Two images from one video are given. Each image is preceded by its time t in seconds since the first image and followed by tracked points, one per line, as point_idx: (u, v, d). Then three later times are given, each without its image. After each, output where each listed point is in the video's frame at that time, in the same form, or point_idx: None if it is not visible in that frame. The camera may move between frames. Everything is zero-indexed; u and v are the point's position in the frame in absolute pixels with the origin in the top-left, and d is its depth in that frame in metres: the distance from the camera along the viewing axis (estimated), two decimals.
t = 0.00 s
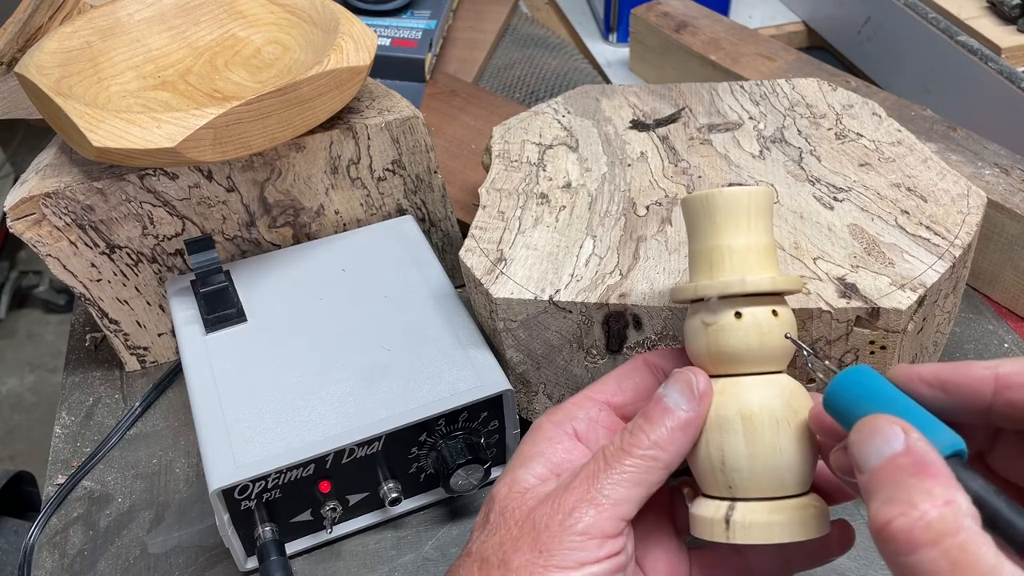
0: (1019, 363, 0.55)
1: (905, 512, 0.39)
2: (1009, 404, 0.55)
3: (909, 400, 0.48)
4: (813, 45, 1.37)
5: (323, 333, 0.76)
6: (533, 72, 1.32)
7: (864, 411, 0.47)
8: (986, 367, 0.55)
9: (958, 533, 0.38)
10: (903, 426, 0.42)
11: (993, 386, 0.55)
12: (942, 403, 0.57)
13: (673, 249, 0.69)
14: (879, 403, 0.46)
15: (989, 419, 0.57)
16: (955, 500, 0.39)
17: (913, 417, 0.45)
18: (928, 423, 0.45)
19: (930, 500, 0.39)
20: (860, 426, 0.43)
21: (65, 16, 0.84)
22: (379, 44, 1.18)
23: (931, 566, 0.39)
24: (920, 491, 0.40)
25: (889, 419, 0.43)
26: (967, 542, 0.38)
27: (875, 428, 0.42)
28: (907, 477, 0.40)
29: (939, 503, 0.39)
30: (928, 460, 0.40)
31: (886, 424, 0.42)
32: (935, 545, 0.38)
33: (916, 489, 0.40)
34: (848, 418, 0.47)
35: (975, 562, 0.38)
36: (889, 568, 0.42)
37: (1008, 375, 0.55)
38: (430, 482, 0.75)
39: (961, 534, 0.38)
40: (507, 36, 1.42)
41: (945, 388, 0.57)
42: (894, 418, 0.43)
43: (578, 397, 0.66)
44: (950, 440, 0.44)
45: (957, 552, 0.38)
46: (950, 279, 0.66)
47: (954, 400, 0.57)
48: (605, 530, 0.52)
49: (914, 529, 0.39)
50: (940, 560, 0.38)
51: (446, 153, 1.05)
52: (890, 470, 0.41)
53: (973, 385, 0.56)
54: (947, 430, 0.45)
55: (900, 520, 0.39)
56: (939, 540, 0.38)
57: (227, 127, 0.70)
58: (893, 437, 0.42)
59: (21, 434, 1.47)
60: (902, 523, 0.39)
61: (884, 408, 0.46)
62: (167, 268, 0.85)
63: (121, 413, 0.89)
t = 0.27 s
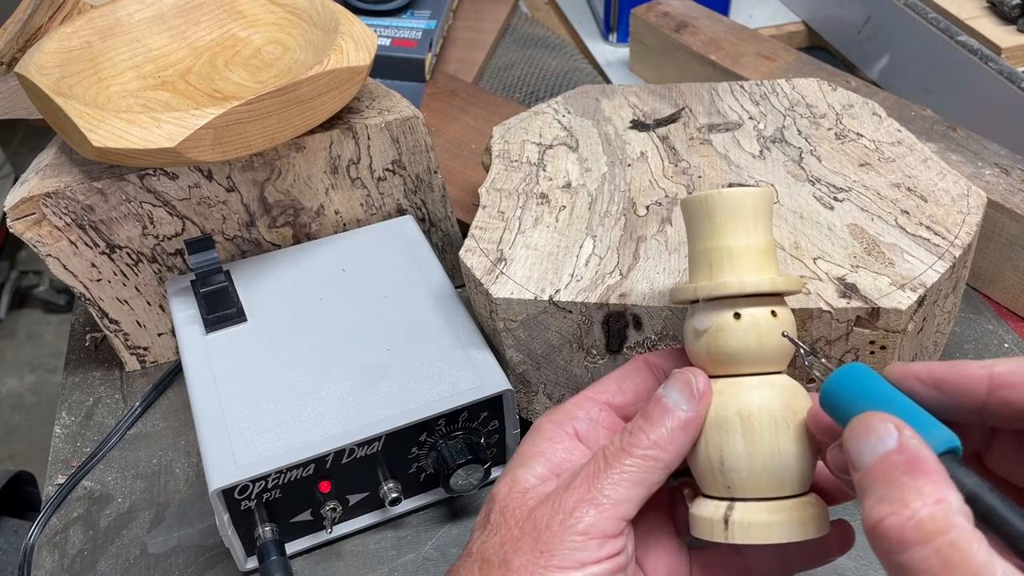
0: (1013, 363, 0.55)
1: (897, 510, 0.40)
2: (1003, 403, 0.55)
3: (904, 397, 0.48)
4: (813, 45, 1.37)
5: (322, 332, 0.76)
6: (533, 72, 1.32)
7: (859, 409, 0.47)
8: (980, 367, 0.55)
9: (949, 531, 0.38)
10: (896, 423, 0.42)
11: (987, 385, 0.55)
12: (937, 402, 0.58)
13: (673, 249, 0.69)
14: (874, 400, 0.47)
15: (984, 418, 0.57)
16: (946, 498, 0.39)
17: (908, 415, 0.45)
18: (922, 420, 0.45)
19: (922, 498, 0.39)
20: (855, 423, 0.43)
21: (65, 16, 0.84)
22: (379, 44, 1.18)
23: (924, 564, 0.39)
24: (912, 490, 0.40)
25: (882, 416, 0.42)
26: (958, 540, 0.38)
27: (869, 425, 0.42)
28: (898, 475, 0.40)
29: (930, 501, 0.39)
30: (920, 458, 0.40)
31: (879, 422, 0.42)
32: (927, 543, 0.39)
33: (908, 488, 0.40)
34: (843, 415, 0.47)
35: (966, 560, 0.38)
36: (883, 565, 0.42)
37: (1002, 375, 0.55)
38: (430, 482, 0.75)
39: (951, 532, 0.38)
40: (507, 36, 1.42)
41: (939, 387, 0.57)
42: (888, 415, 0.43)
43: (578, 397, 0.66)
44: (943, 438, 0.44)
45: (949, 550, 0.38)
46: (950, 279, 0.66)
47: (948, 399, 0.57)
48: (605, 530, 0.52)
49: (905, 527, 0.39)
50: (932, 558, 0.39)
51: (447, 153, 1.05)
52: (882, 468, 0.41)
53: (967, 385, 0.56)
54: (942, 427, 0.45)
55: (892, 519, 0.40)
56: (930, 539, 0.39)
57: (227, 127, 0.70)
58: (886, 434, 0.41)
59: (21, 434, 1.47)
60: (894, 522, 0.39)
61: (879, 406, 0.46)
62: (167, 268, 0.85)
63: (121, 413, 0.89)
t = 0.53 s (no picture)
0: (1017, 362, 0.55)
1: (899, 508, 0.39)
2: (1005, 402, 0.55)
3: (906, 394, 0.48)
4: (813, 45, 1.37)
5: (323, 332, 0.76)
6: (533, 72, 1.32)
7: (861, 406, 0.47)
8: (983, 366, 0.55)
9: (952, 529, 0.38)
10: (899, 421, 0.42)
11: (990, 384, 0.55)
12: (938, 400, 0.58)
13: (673, 249, 0.69)
14: (876, 397, 0.47)
15: (986, 417, 0.57)
16: (949, 496, 0.39)
17: (910, 412, 0.46)
18: (924, 418, 0.45)
19: (924, 496, 0.39)
20: (857, 420, 0.43)
21: (65, 16, 0.85)
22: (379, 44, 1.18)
23: (926, 563, 0.39)
24: (914, 488, 0.40)
25: (884, 414, 0.42)
26: (961, 538, 0.38)
27: (872, 423, 0.42)
28: (901, 473, 0.40)
29: (933, 498, 0.39)
30: (923, 456, 0.40)
31: (882, 419, 0.42)
32: (930, 541, 0.39)
33: (910, 485, 0.40)
34: (845, 413, 0.48)
35: (969, 558, 0.38)
36: (884, 564, 0.42)
37: (1005, 374, 0.55)
38: (430, 482, 0.75)
39: (954, 530, 0.38)
40: (507, 36, 1.42)
41: (941, 385, 0.57)
42: (890, 413, 0.43)
43: (580, 398, 0.66)
44: (946, 436, 0.44)
45: (951, 548, 0.38)
46: (950, 279, 0.66)
47: (950, 396, 0.57)
48: (606, 531, 0.52)
49: (908, 526, 0.39)
50: (934, 556, 0.38)
51: (446, 153, 1.05)
52: (884, 466, 0.41)
53: (968, 383, 0.56)
54: (944, 425, 0.45)
55: (895, 517, 0.39)
56: (933, 537, 0.38)
57: (227, 127, 0.70)
58: (889, 432, 0.42)
59: (21, 434, 1.47)
60: (896, 520, 0.39)
61: (881, 403, 0.46)
62: (167, 268, 0.85)
63: (121, 414, 0.89)
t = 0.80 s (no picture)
0: (1012, 363, 0.55)
1: (895, 509, 0.39)
2: (1000, 403, 0.55)
3: (901, 395, 0.48)
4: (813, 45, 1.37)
5: (323, 333, 0.76)
6: (533, 72, 1.32)
7: (856, 406, 0.47)
8: (977, 367, 0.55)
9: (947, 529, 0.38)
10: (894, 422, 0.42)
11: (984, 385, 0.55)
12: (932, 400, 0.58)
13: (673, 249, 0.69)
14: (871, 398, 0.47)
15: (980, 418, 0.57)
16: (944, 496, 0.39)
17: (905, 413, 0.46)
18: (919, 419, 0.45)
19: (920, 496, 0.39)
20: (852, 421, 0.43)
21: (65, 16, 0.85)
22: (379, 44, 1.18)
23: (921, 562, 0.39)
24: (910, 488, 0.40)
25: (880, 415, 0.42)
26: (956, 537, 0.38)
27: (867, 424, 0.42)
28: (897, 473, 0.40)
29: (928, 498, 0.39)
30: (918, 455, 0.40)
31: (877, 419, 0.42)
32: (925, 541, 0.38)
33: (906, 485, 0.40)
34: (841, 413, 0.48)
35: (964, 557, 0.38)
36: (881, 564, 0.42)
37: (1000, 375, 0.55)
38: (430, 482, 0.75)
39: (949, 530, 0.38)
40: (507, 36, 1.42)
41: (935, 385, 0.57)
42: (885, 413, 0.43)
43: (581, 399, 0.66)
44: (941, 436, 0.44)
45: (947, 548, 0.38)
46: (950, 279, 0.66)
47: (945, 397, 0.57)
48: (606, 531, 0.52)
49: (904, 525, 0.39)
50: (929, 556, 0.38)
51: (447, 153, 1.05)
52: (879, 466, 0.41)
53: (963, 384, 0.56)
54: (939, 426, 0.45)
55: (891, 517, 0.39)
56: (928, 537, 0.38)
57: (227, 127, 0.70)
58: (884, 432, 0.42)
59: (21, 434, 1.47)
60: (893, 520, 0.39)
61: (876, 404, 0.47)
62: (167, 268, 0.85)
63: (121, 414, 0.89)
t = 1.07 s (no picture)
0: (1009, 363, 0.55)
1: (893, 508, 0.39)
2: (997, 403, 0.55)
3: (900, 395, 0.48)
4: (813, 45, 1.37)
5: (323, 333, 0.76)
6: (533, 72, 1.32)
7: (854, 406, 0.47)
8: (975, 367, 0.55)
9: (944, 528, 0.38)
10: (892, 422, 0.43)
11: (982, 385, 0.55)
12: (930, 401, 0.58)
13: (673, 249, 0.69)
14: (870, 397, 0.47)
15: (978, 418, 0.57)
16: (942, 496, 0.39)
17: (903, 412, 0.46)
18: (917, 418, 0.45)
19: (918, 495, 0.39)
20: (851, 421, 0.44)
21: (65, 16, 0.85)
22: (379, 44, 1.18)
23: (919, 563, 0.39)
24: (908, 487, 0.39)
25: (878, 414, 0.43)
26: (954, 537, 0.38)
27: (865, 423, 0.43)
28: (894, 473, 0.40)
29: (926, 498, 0.39)
30: (916, 456, 0.40)
31: (875, 419, 0.42)
32: (923, 541, 0.38)
33: (903, 485, 0.40)
34: (840, 413, 0.48)
35: (962, 557, 0.38)
36: (880, 565, 0.41)
37: (997, 375, 0.55)
38: (430, 482, 0.75)
39: (947, 530, 0.38)
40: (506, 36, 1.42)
41: (933, 385, 0.57)
42: (884, 413, 0.44)
43: (584, 399, 0.66)
44: (939, 435, 0.44)
45: (944, 548, 0.38)
46: (950, 279, 0.66)
47: (942, 397, 0.57)
48: (608, 531, 0.52)
49: (901, 525, 0.39)
50: (927, 556, 0.38)
51: (446, 153, 1.05)
52: (878, 466, 0.41)
53: (961, 384, 0.56)
54: (938, 426, 0.45)
55: (889, 517, 0.39)
56: (926, 536, 0.38)
57: (227, 127, 0.70)
58: (882, 432, 0.42)
59: (21, 434, 1.47)
60: (890, 520, 0.39)
61: (875, 403, 0.47)
62: (167, 268, 0.85)
63: (121, 413, 0.89)
